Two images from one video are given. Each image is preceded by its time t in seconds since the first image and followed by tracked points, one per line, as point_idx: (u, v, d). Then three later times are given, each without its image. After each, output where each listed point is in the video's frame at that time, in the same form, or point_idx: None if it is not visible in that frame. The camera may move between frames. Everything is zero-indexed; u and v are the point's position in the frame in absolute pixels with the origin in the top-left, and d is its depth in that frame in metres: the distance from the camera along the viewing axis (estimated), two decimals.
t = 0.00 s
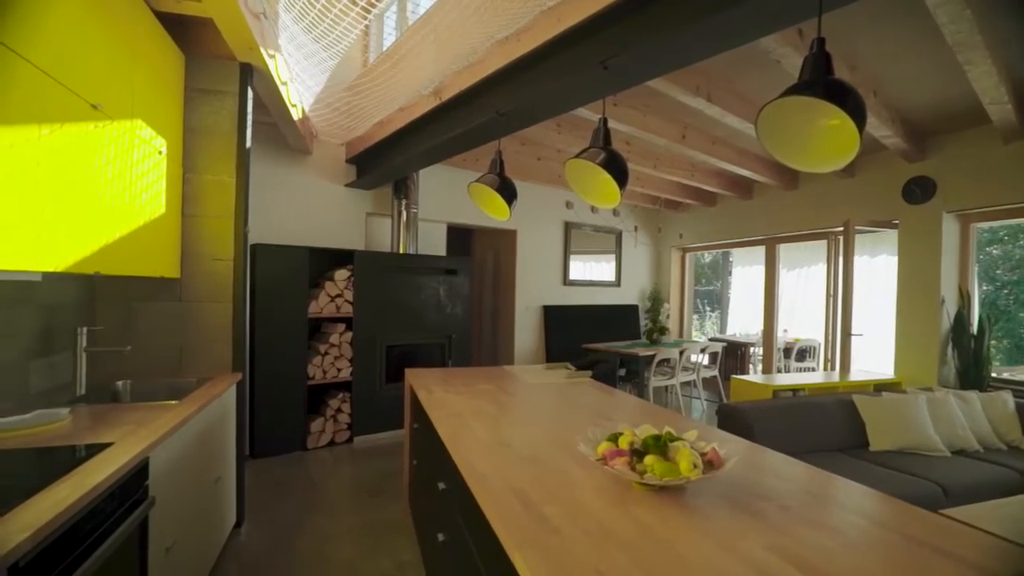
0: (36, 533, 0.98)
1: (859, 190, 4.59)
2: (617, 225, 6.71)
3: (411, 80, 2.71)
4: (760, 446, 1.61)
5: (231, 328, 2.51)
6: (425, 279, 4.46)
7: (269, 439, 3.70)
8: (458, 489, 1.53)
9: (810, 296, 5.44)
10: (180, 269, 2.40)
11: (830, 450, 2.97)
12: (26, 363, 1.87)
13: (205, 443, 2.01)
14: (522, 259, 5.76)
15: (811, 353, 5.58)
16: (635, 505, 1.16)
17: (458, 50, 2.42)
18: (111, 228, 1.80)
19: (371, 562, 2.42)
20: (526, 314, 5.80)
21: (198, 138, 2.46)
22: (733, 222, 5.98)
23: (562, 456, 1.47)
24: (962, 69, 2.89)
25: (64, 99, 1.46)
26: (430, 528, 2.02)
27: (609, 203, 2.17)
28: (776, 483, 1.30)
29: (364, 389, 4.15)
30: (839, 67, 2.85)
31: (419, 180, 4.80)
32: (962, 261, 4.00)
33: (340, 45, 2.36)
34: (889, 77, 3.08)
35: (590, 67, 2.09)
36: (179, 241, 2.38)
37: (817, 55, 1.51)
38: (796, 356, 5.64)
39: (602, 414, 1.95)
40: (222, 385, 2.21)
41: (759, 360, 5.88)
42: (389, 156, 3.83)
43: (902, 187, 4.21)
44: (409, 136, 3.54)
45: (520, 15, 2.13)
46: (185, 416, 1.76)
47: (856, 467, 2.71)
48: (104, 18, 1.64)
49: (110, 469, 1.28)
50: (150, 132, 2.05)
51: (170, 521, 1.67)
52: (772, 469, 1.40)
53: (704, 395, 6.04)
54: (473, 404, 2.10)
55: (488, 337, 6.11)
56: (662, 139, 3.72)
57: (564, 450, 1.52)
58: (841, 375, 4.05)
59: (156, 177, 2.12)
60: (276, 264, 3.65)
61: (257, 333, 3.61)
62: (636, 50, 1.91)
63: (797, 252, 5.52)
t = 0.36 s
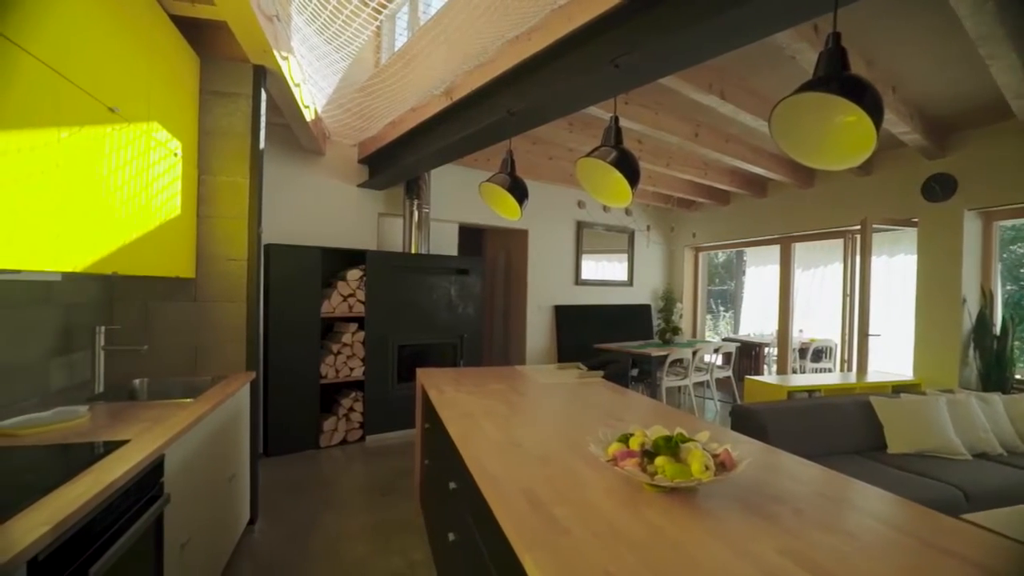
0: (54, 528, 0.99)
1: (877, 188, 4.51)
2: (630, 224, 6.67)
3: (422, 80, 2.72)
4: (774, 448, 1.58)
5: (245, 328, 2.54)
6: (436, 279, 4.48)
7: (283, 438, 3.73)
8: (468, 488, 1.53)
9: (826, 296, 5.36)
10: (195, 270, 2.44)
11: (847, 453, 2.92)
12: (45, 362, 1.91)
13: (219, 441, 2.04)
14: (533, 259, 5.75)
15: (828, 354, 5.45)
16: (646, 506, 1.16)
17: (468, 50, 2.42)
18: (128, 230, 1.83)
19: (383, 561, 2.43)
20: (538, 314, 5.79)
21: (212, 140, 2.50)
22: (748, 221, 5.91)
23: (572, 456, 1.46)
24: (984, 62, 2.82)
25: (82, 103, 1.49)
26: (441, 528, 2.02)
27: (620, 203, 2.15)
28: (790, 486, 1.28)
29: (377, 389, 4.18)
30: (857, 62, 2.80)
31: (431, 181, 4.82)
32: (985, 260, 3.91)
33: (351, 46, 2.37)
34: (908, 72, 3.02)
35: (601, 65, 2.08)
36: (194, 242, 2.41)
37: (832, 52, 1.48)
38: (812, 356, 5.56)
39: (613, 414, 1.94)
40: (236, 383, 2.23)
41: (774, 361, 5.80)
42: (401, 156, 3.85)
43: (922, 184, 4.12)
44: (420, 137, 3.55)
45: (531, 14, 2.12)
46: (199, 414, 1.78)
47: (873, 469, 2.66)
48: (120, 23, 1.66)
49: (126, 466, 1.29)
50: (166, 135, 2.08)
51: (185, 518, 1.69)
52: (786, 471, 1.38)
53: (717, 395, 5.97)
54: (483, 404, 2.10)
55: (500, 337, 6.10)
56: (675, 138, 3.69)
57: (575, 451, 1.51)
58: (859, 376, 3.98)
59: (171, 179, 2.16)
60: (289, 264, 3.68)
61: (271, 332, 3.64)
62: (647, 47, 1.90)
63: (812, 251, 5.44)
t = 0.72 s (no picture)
0: (68, 523, 1.01)
1: (896, 185, 4.41)
2: (642, 224, 6.63)
3: (432, 81, 2.72)
4: (787, 450, 1.56)
5: (258, 327, 2.56)
6: (447, 280, 4.49)
7: (295, 436, 3.77)
8: (476, 488, 1.53)
9: (843, 296, 5.27)
10: (209, 270, 2.47)
11: (864, 456, 2.87)
12: (63, 360, 1.95)
13: (232, 439, 2.06)
14: (544, 259, 5.74)
15: (845, 355, 5.41)
16: (654, 509, 1.14)
17: (477, 50, 2.42)
18: (143, 231, 1.86)
19: (393, 560, 2.44)
20: (549, 314, 5.78)
21: (226, 142, 2.53)
22: (762, 220, 5.84)
23: (580, 457, 1.45)
24: (1006, 56, 2.75)
25: (97, 106, 1.52)
26: (450, 527, 2.03)
27: (630, 202, 2.13)
28: (803, 490, 1.25)
29: (388, 388, 4.20)
30: (873, 57, 2.74)
31: (442, 181, 4.83)
32: (1009, 259, 3.80)
33: (361, 47, 2.38)
34: (927, 66, 2.95)
35: (611, 63, 2.06)
36: (208, 243, 2.45)
37: (847, 44, 1.45)
38: (828, 357, 5.46)
39: (623, 415, 1.92)
40: (249, 382, 2.26)
41: (789, 362, 5.72)
42: (412, 156, 3.86)
43: (942, 181, 4.02)
44: (431, 137, 3.56)
45: (540, 13, 2.11)
46: (212, 412, 1.80)
47: (891, 473, 2.60)
48: (134, 27, 1.69)
49: (139, 463, 1.31)
50: (180, 138, 2.11)
51: (198, 515, 1.71)
52: (799, 474, 1.36)
53: (731, 396, 5.90)
54: (492, 404, 2.10)
55: (511, 337, 6.10)
56: (687, 136, 3.65)
57: (584, 451, 1.50)
58: (876, 377, 3.90)
59: (186, 181, 2.19)
60: (301, 265, 3.72)
61: (284, 332, 3.69)
62: (657, 44, 1.87)
63: (829, 250, 5.35)
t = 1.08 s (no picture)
0: (80, 520, 1.03)
1: (913, 182, 4.32)
2: (653, 223, 6.58)
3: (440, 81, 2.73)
4: (798, 453, 1.53)
5: (268, 327, 2.59)
6: (458, 280, 4.50)
7: (307, 436, 3.80)
8: (483, 489, 1.53)
9: (858, 295, 5.17)
10: (220, 271, 2.50)
11: (880, 459, 2.81)
12: (78, 360, 1.99)
13: (243, 438, 2.09)
14: (555, 258, 5.72)
15: (861, 355, 5.29)
16: (660, 512, 1.13)
17: (485, 50, 2.42)
18: (155, 233, 1.88)
19: (402, 559, 2.45)
20: (560, 314, 5.76)
21: (237, 144, 2.56)
22: (776, 218, 5.76)
23: (586, 458, 1.44)
24: None
25: (110, 110, 1.55)
26: (458, 527, 2.02)
27: (638, 201, 2.11)
28: (815, 494, 1.22)
29: (398, 388, 4.22)
30: (889, 51, 2.69)
31: (452, 181, 4.84)
32: None
33: (369, 48, 2.39)
34: (945, 60, 2.88)
35: (619, 61, 2.05)
36: (220, 244, 2.48)
37: (859, 39, 1.42)
38: (844, 358, 5.37)
39: (631, 416, 1.91)
40: (260, 382, 2.29)
41: (803, 362, 5.63)
42: (422, 157, 3.87)
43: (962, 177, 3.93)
44: (440, 137, 3.57)
45: (547, 11, 2.10)
46: (222, 411, 1.83)
47: (909, 477, 2.55)
48: (146, 32, 1.72)
49: (150, 462, 1.33)
50: (192, 140, 2.14)
51: (209, 514, 1.73)
52: (813, 478, 1.32)
53: (744, 397, 5.83)
54: (501, 404, 2.10)
55: (522, 337, 6.09)
56: (698, 134, 3.61)
57: (590, 453, 1.49)
58: (893, 378, 3.82)
59: (197, 183, 2.22)
60: (312, 265, 3.75)
61: (296, 332, 3.72)
62: (665, 42, 1.85)
63: (844, 249, 5.26)
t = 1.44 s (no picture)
0: (92, 516, 1.05)
1: (933, 179, 4.23)
2: (665, 222, 6.52)
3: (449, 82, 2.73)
4: (810, 456, 1.50)
5: (279, 327, 2.61)
6: (468, 280, 4.50)
7: (318, 435, 3.83)
8: (489, 490, 1.52)
9: (876, 295, 5.08)
10: (232, 271, 2.53)
11: (897, 462, 2.75)
12: (94, 359, 2.02)
13: (253, 436, 2.11)
14: (566, 258, 5.70)
15: (878, 356, 5.13)
16: (667, 514, 1.11)
17: (493, 50, 2.42)
18: (168, 234, 1.91)
19: (411, 559, 2.46)
20: (571, 314, 5.73)
21: (249, 145, 2.59)
22: (790, 217, 5.67)
23: (593, 460, 1.43)
24: None
25: (123, 113, 1.57)
26: (465, 528, 2.02)
27: (647, 200, 2.09)
28: (826, 497, 1.20)
29: (409, 388, 4.23)
30: (906, 46, 2.63)
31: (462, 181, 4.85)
32: None
33: (377, 50, 2.41)
34: (965, 54, 2.81)
35: (627, 59, 2.03)
36: (232, 245, 2.51)
37: (873, 33, 1.39)
38: (861, 359, 5.27)
39: (640, 417, 1.89)
40: (270, 382, 2.31)
41: (819, 363, 5.54)
42: (432, 157, 3.88)
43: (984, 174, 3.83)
44: (450, 138, 3.58)
45: (555, 10, 2.09)
46: (232, 410, 1.85)
47: (927, 480, 2.49)
48: (158, 36, 1.74)
49: (161, 459, 1.35)
50: (204, 142, 2.17)
51: (219, 511, 1.75)
52: (825, 482, 1.30)
53: (758, 398, 5.75)
54: (509, 404, 2.09)
55: (532, 337, 6.08)
56: (709, 132, 3.57)
57: (597, 454, 1.48)
58: (912, 379, 3.74)
59: (209, 184, 2.25)
60: (323, 265, 3.78)
61: (308, 332, 3.76)
62: (674, 39, 1.83)
63: (861, 248, 5.17)
